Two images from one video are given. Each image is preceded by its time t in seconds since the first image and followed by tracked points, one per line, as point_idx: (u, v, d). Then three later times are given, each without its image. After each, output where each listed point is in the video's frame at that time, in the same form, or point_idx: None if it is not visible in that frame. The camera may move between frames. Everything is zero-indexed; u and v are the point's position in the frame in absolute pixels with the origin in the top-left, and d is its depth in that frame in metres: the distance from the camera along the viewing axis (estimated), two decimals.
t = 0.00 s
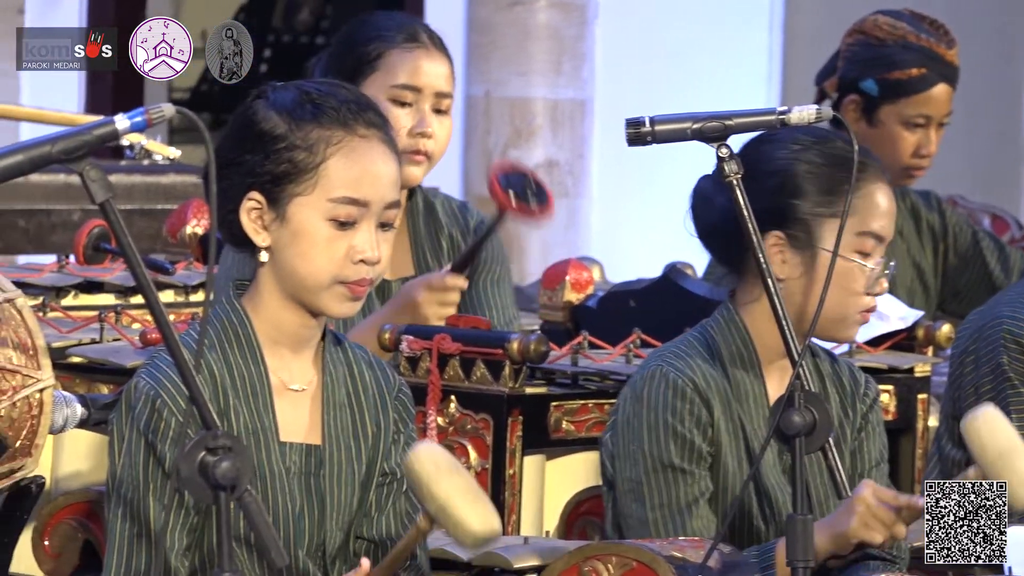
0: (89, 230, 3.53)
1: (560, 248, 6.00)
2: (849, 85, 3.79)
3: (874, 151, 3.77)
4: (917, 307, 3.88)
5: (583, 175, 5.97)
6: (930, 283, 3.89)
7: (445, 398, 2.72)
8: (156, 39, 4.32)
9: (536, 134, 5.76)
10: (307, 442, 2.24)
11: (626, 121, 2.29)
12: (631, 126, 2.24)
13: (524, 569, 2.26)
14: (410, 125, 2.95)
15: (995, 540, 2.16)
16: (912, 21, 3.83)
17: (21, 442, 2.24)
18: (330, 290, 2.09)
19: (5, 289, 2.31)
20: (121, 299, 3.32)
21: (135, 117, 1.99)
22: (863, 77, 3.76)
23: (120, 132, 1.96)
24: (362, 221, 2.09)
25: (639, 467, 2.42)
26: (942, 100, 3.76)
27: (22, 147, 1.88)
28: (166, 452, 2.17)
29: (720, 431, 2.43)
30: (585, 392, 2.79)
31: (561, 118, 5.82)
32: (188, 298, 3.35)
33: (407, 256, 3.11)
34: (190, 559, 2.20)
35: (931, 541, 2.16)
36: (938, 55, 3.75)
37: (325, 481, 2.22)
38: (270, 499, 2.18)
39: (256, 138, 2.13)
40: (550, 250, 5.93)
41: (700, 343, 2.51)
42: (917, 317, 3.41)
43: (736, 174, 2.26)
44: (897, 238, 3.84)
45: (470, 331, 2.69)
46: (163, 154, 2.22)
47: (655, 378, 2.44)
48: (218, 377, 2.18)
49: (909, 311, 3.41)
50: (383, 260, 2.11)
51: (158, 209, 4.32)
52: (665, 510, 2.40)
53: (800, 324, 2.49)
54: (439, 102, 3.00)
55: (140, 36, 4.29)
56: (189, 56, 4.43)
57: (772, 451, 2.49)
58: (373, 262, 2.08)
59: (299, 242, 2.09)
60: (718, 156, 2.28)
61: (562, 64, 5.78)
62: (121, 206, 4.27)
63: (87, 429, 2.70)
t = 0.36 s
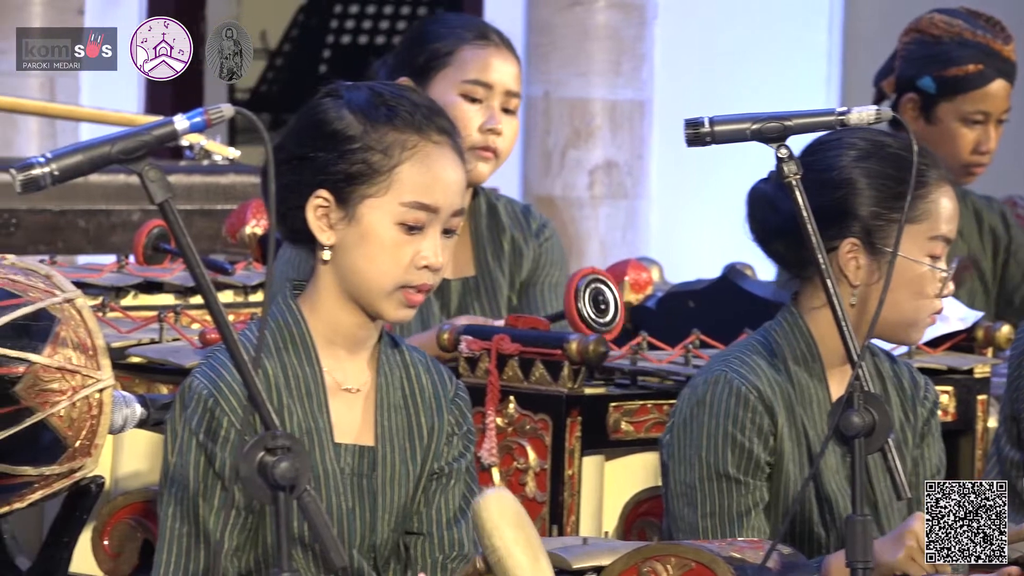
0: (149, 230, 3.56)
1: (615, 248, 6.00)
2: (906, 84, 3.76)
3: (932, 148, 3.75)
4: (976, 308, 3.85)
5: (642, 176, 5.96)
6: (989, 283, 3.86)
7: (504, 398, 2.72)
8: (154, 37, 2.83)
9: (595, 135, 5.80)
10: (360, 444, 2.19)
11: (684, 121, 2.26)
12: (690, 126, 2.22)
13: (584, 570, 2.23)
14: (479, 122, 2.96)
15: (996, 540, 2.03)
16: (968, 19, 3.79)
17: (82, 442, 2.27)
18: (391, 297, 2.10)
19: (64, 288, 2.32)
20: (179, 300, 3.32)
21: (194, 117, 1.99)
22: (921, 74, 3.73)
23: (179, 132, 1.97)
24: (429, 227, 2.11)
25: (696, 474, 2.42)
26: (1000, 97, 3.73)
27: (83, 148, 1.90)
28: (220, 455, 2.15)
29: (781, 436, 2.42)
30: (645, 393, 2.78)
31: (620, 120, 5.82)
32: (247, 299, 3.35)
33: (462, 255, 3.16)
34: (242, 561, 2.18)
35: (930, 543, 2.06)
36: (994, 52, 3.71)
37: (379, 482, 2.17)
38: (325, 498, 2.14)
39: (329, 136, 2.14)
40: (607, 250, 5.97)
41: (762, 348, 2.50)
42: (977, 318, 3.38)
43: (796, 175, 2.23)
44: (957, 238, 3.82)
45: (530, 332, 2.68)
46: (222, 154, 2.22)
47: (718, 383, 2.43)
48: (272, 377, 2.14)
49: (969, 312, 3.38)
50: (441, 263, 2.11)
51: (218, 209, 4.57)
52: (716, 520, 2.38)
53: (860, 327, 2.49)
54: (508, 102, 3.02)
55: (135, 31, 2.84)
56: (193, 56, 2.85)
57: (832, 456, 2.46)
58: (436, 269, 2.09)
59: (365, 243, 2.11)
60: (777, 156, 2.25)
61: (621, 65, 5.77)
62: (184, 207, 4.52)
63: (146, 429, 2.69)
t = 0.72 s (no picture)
0: (213, 229, 3.75)
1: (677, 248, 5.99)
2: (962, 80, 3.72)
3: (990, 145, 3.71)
4: None
5: (706, 176, 5.98)
6: None
7: (568, 397, 2.69)
8: (155, 37, 3.37)
9: (659, 134, 5.83)
10: (424, 440, 2.18)
11: (747, 120, 2.23)
12: (753, 126, 2.19)
13: (647, 569, 2.23)
14: (540, 124, 2.87)
15: (996, 540, 2.04)
16: None
17: (145, 441, 2.35)
18: (452, 297, 2.09)
19: (126, 287, 2.40)
20: (244, 297, 3.36)
21: (258, 116, 1.99)
22: (976, 70, 3.51)
23: (243, 131, 1.96)
24: (489, 228, 2.09)
25: (762, 472, 2.40)
26: None
27: (145, 146, 1.90)
28: (288, 451, 2.15)
29: (845, 434, 2.41)
30: (708, 393, 2.78)
31: (684, 119, 5.86)
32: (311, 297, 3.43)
33: (527, 250, 3.07)
34: (310, 557, 2.17)
35: (931, 542, 2.00)
36: None
37: (444, 480, 2.16)
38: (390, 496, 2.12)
39: (392, 135, 2.14)
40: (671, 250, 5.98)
41: (824, 346, 2.49)
42: None
43: (859, 175, 2.22)
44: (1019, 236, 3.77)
45: (593, 331, 2.66)
46: (286, 153, 2.22)
47: (781, 383, 2.42)
48: (336, 375, 2.13)
49: None
50: (501, 264, 2.10)
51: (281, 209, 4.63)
52: (784, 517, 2.37)
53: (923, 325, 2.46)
54: (570, 103, 2.92)
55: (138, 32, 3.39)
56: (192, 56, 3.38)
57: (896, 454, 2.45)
58: (496, 270, 2.08)
59: (425, 244, 2.10)
60: (841, 157, 2.22)
61: (686, 64, 5.83)
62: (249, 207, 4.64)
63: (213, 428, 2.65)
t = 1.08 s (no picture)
0: (288, 227, 3.67)
1: (756, 246, 5.83)
2: None
3: None
4: None
5: (783, 175, 5.83)
6: None
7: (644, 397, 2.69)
8: (151, 38, 4.02)
9: (734, 134, 5.68)
10: (501, 440, 2.17)
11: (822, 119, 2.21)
12: (827, 126, 2.17)
13: (721, 569, 2.20)
14: (620, 124, 2.88)
15: (996, 540, 2.01)
16: None
17: (221, 440, 2.40)
18: (524, 296, 2.07)
19: (202, 287, 2.47)
20: (319, 296, 3.36)
21: (334, 115, 2.00)
22: None
23: (319, 130, 1.97)
24: (561, 228, 2.07)
25: (829, 468, 2.40)
26: None
27: (221, 144, 1.92)
28: (364, 451, 2.15)
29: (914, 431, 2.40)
30: (783, 392, 2.78)
31: (760, 118, 5.70)
32: (387, 296, 3.38)
33: (605, 254, 3.07)
34: (387, 557, 2.17)
35: (930, 542, 2.03)
36: None
37: (520, 479, 2.15)
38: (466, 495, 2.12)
39: (465, 134, 2.14)
40: (745, 249, 5.81)
41: (897, 345, 2.47)
42: None
43: (934, 175, 2.19)
44: None
45: (669, 330, 2.66)
46: (362, 153, 2.22)
47: (848, 379, 2.42)
48: (412, 375, 2.13)
49: None
50: (575, 265, 2.07)
51: (358, 209, 4.67)
52: (850, 512, 2.37)
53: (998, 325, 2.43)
54: (650, 103, 2.93)
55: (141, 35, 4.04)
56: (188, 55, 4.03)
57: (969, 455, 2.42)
58: (568, 270, 2.06)
59: (498, 243, 2.08)
60: (915, 156, 2.19)
61: (762, 64, 5.67)
62: (324, 206, 4.62)
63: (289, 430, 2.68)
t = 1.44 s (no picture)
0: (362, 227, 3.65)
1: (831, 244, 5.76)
2: None
3: None
4: None
5: (857, 174, 5.80)
6: None
7: (718, 395, 2.72)
8: (155, 39, 4.40)
9: (809, 133, 5.65)
10: (577, 438, 2.16)
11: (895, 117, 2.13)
12: (901, 124, 2.09)
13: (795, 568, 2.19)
14: (693, 122, 2.88)
15: (996, 541, 2.15)
16: None
17: (295, 438, 2.47)
18: (605, 297, 2.07)
19: (277, 285, 2.55)
20: (393, 296, 3.37)
21: (408, 113, 1.93)
22: None
23: (393, 129, 1.91)
24: (643, 230, 2.09)
25: (904, 466, 2.40)
26: None
27: (296, 142, 1.87)
28: (437, 450, 2.14)
29: (989, 430, 2.39)
30: (857, 392, 2.80)
31: (835, 118, 5.69)
32: (460, 295, 3.39)
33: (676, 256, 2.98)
34: (459, 556, 2.16)
35: (931, 541, 2.16)
36: None
37: (594, 477, 2.14)
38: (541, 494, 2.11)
39: (546, 135, 2.14)
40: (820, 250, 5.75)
41: (974, 343, 2.46)
42: None
43: (1010, 174, 2.14)
44: None
45: (742, 330, 2.65)
46: (437, 151, 2.17)
47: (925, 377, 2.41)
48: (487, 373, 2.12)
49: None
50: (655, 266, 2.09)
51: (432, 207, 4.41)
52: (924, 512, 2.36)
53: None
54: (724, 102, 2.93)
55: (141, 36, 4.42)
56: (187, 56, 4.45)
57: None
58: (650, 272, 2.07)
59: (580, 245, 2.09)
60: (991, 155, 2.14)
61: (836, 62, 5.69)
62: (396, 205, 4.37)
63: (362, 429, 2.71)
